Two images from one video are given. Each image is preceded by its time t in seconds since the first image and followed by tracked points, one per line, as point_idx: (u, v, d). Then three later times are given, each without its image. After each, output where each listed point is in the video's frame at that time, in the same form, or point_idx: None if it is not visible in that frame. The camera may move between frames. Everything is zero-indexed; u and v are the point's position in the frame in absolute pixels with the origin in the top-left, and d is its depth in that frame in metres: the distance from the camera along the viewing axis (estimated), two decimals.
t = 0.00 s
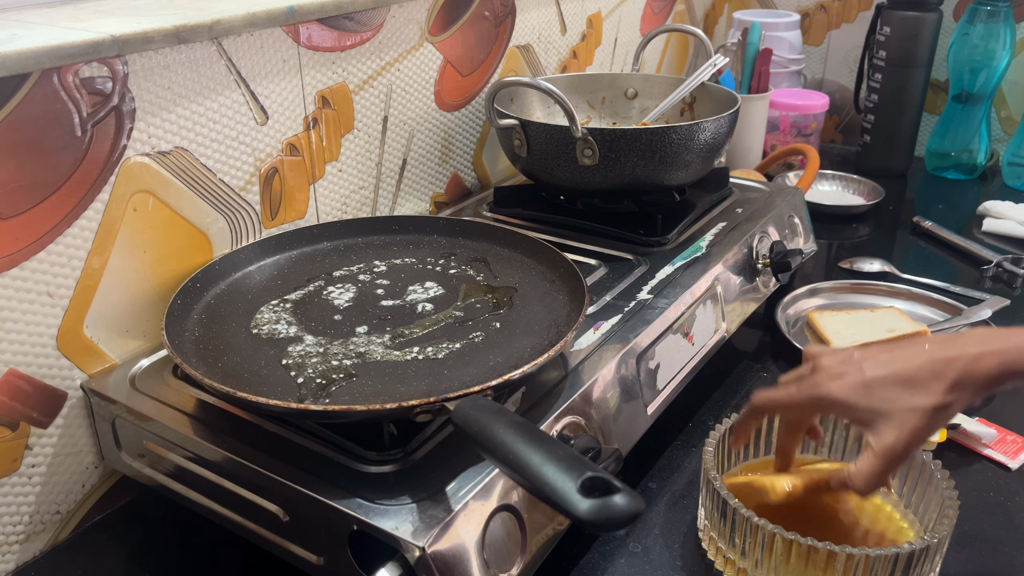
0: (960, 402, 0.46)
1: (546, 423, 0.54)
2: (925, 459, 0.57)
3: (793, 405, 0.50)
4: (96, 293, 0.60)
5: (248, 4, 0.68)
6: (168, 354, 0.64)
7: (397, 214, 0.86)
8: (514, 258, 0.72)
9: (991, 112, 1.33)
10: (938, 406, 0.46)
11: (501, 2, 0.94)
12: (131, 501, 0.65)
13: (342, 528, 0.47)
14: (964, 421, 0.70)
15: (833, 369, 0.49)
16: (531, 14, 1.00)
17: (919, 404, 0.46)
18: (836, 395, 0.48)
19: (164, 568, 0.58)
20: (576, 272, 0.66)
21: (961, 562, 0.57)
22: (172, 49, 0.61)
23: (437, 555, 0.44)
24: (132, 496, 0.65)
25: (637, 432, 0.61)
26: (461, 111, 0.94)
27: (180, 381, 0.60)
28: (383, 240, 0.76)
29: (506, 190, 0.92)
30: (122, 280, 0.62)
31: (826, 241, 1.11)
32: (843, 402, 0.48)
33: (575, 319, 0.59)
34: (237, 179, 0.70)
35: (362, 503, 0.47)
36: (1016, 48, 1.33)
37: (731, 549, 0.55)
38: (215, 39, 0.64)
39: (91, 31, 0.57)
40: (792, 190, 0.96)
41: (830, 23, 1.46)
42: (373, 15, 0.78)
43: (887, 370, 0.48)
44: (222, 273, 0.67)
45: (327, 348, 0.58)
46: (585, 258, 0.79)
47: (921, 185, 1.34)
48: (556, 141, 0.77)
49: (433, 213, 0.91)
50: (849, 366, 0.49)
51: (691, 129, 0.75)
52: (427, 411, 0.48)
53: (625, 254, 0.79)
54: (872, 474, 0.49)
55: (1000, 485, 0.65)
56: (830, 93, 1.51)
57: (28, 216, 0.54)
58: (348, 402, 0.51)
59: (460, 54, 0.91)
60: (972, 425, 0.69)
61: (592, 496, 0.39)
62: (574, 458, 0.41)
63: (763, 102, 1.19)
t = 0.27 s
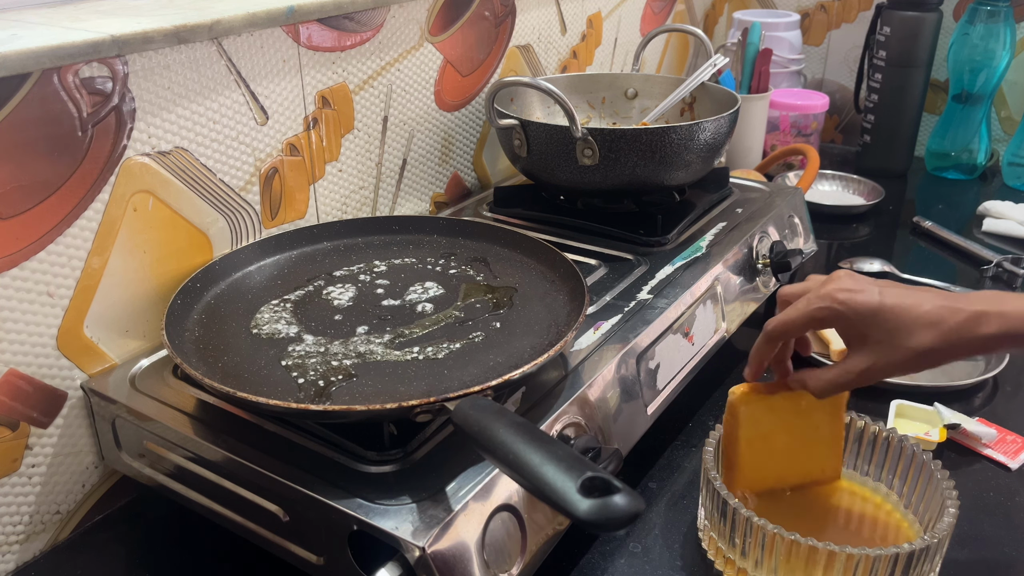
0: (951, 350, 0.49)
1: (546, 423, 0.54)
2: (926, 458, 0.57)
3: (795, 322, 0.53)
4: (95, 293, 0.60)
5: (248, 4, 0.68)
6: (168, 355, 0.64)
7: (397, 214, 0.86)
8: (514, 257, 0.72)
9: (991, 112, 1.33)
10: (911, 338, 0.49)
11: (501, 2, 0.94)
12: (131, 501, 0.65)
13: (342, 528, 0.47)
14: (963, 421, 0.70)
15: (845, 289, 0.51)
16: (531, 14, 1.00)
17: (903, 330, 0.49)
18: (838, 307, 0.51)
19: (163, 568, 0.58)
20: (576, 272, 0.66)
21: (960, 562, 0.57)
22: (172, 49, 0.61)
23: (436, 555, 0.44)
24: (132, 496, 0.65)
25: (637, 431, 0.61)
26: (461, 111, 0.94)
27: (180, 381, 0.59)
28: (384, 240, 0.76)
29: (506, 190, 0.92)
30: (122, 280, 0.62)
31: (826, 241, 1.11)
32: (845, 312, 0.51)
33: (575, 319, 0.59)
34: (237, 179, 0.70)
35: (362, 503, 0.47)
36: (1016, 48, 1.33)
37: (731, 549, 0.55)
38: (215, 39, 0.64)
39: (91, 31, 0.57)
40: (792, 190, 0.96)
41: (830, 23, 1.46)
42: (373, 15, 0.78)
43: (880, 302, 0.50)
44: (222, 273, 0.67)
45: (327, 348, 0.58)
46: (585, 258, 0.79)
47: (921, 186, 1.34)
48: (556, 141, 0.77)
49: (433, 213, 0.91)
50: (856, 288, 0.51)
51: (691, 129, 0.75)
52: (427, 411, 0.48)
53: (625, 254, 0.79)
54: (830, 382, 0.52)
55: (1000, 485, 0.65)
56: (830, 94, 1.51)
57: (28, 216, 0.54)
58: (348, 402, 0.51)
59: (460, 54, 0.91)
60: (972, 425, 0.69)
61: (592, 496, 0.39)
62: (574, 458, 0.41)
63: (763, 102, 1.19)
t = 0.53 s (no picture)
0: (1007, 341, 0.42)
1: (546, 423, 0.54)
2: (926, 459, 0.57)
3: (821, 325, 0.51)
4: (95, 293, 0.60)
5: (248, 4, 0.68)
6: (168, 355, 0.64)
7: (397, 214, 0.86)
8: (514, 257, 0.72)
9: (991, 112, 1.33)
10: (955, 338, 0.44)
11: (501, 1, 0.94)
12: (131, 501, 0.65)
13: (342, 528, 0.47)
14: (963, 421, 0.70)
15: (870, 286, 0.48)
16: (531, 14, 1.00)
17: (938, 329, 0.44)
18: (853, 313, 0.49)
19: (164, 568, 0.58)
20: (576, 272, 0.66)
21: (960, 562, 0.57)
22: (172, 49, 0.61)
23: (437, 555, 0.44)
24: (132, 496, 0.65)
25: (637, 431, 0.61)
26: (461, 111, 0.94)
27: (180, 381, 0.60)
28: (384, 240, 0.76)
29: (506, 190, 0.92)
30: (122, 280, 0.62)
31: (826, 241, 1.11)
32: (871, 305, 0.47)
33: (575, 319, 0.59)
34: (237, 179, 0.70)
35: (362, 503, 0.47)
36: (1016, 48, 1.33)
37: (731, 549, 0.55)
38: (215, 39, 0.64)
39: (90, 31, 0.57)
40: (792, 190, 0.96)
41: (830, 23, 1.46)
42: (373, 15, 0.78)
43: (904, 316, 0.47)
44: (222, 273, 0.67)
45: (327, 348, 0.58)
46: (585, 258, 0.79)
47: (921, 186, 1.34)
48: (556, 141, 0.77)
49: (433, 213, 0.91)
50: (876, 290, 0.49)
51: (691, 129, 0.75)
52: (427, 411, 0.48)
53: (625, 254, 0.79)
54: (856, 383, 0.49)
55: (1000, 485, 0.65)
56: (830, 94, 1.51)
57: (28, 216, 0.54)
58: (348, 402, 0.51)
59: (460, 54, 0.91)
60: (972, 425, 0.69)
61: (592, 496, 0.39)
62: (574, 458, 0.41)
63: (763, 102, 1.19)
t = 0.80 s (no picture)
0: (960, 383, 0.46)
1: (546, 423, 0.54)
2: (926, 459, 0.57)
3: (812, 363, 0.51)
4: (95, 293, 0.60)
5: (248, 4, 0.68)
6: (168, 355, 0.64)
7: (397, 214, 0.86)
8: (514, 258, 0.72)
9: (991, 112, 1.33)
10: (927, 393, 0.47)
11: (501, 2, 0.94)
12: (131, 501, 0.65)
13: (342, 528, 0.47)
14: (963, 421, 0.70)
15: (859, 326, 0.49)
16: (532, 14, 1.00)
17: (910, 383, 0.47)
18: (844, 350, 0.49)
19: (164, 568, 0.58)
20: (576, 272, 0.66)
21: (961, 563, 0.57)
22: (172, 49, 0.61)
23: (437, 555, 0.44)
24: (133, 495, 0.65)
25: (637, 431, 0.61)
26: (461, 111, 0.94)
27: (180, 381, 0.60)
28: (384, 240, 0.76)
29: (506, 190, 0.92)
30: (122, 280, 0.62)
31: (826, 241, 1.11)
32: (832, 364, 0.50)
33: (575, 319, 0.59)
34: (237, 179, 0.70)
35: (362, 503, 0.47)
36: (1016, 48, 1.33)
37: (731, 549, 0.55)
38: (215, 39, 0.64)
39: (90, 31, 0.57)
40: (792, 190, 0.96)
41: (830, 23, 1.46)
42: (373, 15, 0.78)
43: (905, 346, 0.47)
44: (222, 273, 0.67)
45: (327, 348, 0.58)
46: (585, 258, 0.79)
47: (921, 185, 1.34)
48: (556, 141, 0.77)
49: (433, 213, 0.91)
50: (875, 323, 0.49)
51: (691, 129, 0.75)
52: (427, 411, 0.48)
53: (625, 254, 0.79)
54: (867, 411, 0.49)
55: (1001, 485, 0.65)
56: (830, 94, 1.51)
57: (28, 216, 0.54)
58: (348, 402, 0.51)
59: (460, 54, 0.91)
60: (972, 425, 0.69)
61: (592, 496, 0.39)
62: (574, 458, 0.41)
63: (763, 102, 1.19)
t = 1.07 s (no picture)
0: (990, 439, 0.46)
1: (546, 423, 0.54)
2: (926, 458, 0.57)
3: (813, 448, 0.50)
4: (95, 293, 0.60)
5: (247, 4, 0.68)
6: (168, 355, 0.64)
7: (397, 214, 0.86)
8: (514, 258, 0.72)
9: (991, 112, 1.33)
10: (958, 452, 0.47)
11: (501, 1, 0.94)
12: (131, 501, 0.65)
13: (342, 528, 0.47)
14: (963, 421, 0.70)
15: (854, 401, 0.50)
16: (532, 14, 1.00)
17: (942, 445, 0.46)
18: (851, 427, 0.49)
19: (164, 568, 0.58)
20: (576, 272, 0.66)
21: (961, 562, 0.57)
22: (172, 49, 0.61)
23: (437, 555, 0.44)
24: (133, 495, 0.65)
25: (637, 431, 0.61)
26: (461, 111, 0.94)
27: (180, 381, 0.60)
28: (384, 240, 0.76)
29: (506, 190, 0.92)
30: (122, 280, 0.62)
31: (826, 241, 1.11)
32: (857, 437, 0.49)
33: (575, 319, 0.59)
34: (237, 179, 0.70)
35: (362, 503, 0.47)
36: (1016, 48, 1.33)
37: (731, 549, 0.55)
38: (215, 39, 0.64)
39: (90, 31, 0.57)
40: (792, 190, 0.96)
41: (830, 23, 1.46)
42: (373, 15, 0.78)
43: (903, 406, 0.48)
44: (222, 273, 0.67)
45: (327, 348, 0.58)
46: (585, 258, 0.79)
47: (921, 185, 1.34)
48: (556, 141, 0.77)
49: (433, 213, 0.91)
50: (864, 395, 0.50)
51: (691, 129, 0.75)
52: (427, 411, 0.48)
53: (625, 254, 0.79)
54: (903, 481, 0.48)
55: (1000, 485, 0.65)
56: (830, 93, 1.51)
57: (28, 216, 0.54)
58: (348, 402, 0.50)
59: (460, 54, 0.91)
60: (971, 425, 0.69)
61: (592, 496, 0.39)
62: (574, 458, 0.41)
63: (763, 102, 1.19)
